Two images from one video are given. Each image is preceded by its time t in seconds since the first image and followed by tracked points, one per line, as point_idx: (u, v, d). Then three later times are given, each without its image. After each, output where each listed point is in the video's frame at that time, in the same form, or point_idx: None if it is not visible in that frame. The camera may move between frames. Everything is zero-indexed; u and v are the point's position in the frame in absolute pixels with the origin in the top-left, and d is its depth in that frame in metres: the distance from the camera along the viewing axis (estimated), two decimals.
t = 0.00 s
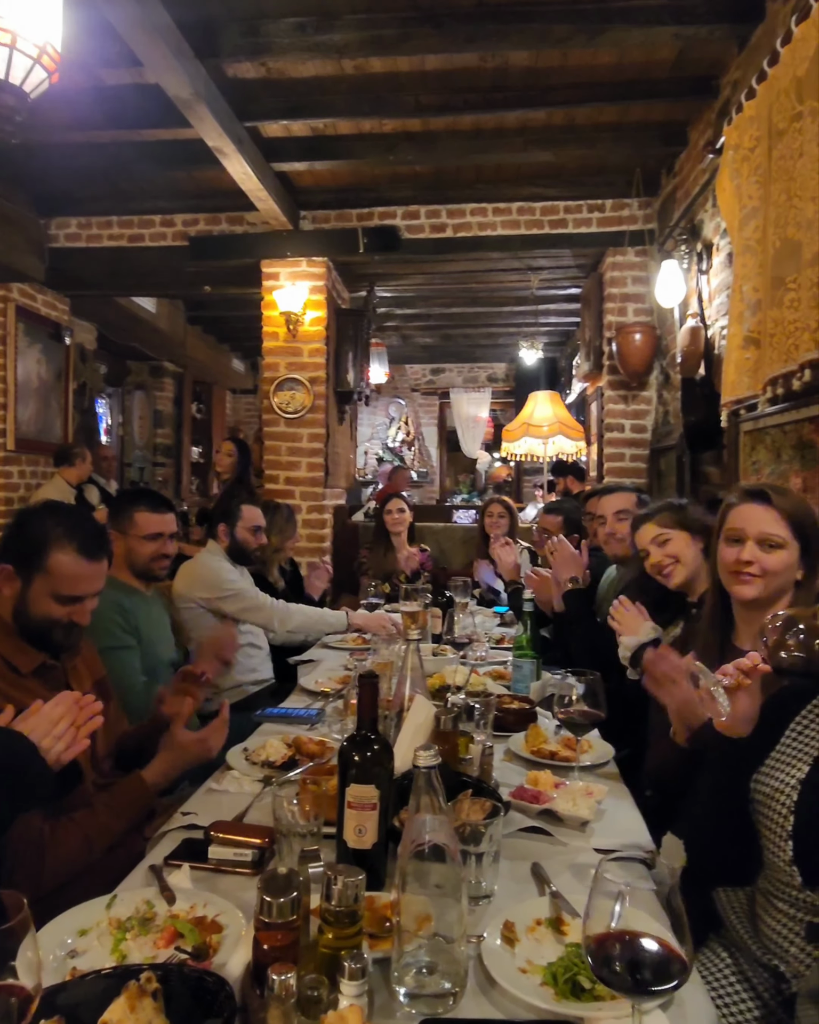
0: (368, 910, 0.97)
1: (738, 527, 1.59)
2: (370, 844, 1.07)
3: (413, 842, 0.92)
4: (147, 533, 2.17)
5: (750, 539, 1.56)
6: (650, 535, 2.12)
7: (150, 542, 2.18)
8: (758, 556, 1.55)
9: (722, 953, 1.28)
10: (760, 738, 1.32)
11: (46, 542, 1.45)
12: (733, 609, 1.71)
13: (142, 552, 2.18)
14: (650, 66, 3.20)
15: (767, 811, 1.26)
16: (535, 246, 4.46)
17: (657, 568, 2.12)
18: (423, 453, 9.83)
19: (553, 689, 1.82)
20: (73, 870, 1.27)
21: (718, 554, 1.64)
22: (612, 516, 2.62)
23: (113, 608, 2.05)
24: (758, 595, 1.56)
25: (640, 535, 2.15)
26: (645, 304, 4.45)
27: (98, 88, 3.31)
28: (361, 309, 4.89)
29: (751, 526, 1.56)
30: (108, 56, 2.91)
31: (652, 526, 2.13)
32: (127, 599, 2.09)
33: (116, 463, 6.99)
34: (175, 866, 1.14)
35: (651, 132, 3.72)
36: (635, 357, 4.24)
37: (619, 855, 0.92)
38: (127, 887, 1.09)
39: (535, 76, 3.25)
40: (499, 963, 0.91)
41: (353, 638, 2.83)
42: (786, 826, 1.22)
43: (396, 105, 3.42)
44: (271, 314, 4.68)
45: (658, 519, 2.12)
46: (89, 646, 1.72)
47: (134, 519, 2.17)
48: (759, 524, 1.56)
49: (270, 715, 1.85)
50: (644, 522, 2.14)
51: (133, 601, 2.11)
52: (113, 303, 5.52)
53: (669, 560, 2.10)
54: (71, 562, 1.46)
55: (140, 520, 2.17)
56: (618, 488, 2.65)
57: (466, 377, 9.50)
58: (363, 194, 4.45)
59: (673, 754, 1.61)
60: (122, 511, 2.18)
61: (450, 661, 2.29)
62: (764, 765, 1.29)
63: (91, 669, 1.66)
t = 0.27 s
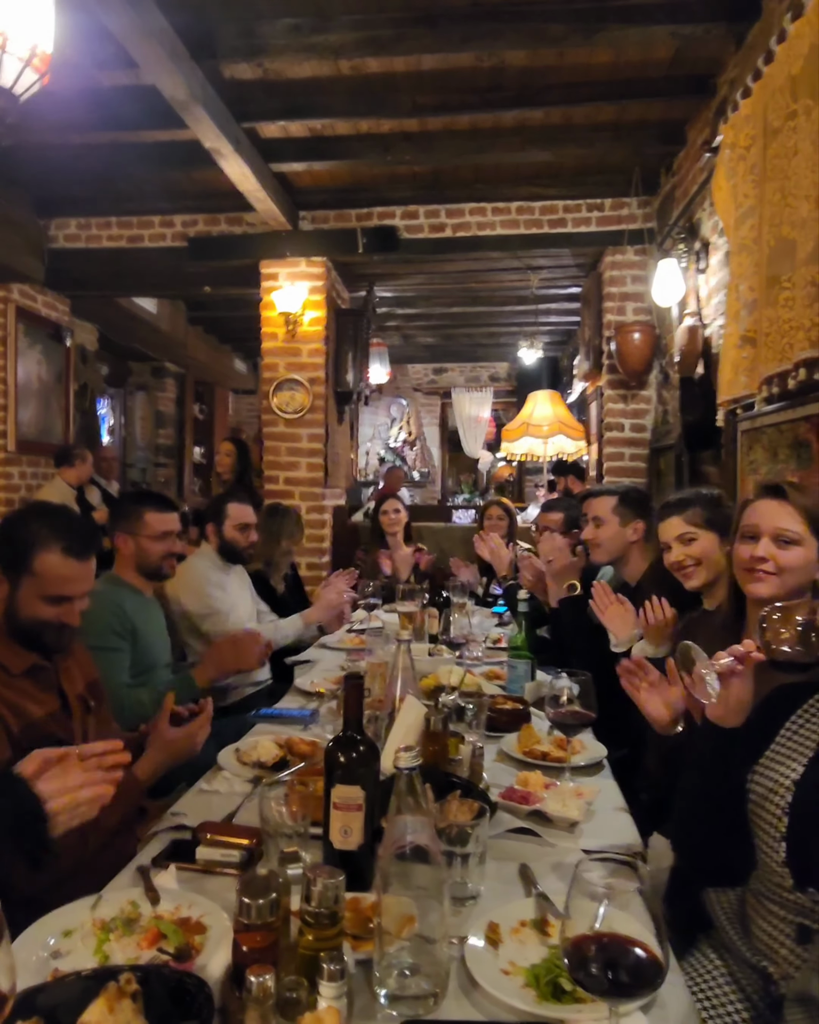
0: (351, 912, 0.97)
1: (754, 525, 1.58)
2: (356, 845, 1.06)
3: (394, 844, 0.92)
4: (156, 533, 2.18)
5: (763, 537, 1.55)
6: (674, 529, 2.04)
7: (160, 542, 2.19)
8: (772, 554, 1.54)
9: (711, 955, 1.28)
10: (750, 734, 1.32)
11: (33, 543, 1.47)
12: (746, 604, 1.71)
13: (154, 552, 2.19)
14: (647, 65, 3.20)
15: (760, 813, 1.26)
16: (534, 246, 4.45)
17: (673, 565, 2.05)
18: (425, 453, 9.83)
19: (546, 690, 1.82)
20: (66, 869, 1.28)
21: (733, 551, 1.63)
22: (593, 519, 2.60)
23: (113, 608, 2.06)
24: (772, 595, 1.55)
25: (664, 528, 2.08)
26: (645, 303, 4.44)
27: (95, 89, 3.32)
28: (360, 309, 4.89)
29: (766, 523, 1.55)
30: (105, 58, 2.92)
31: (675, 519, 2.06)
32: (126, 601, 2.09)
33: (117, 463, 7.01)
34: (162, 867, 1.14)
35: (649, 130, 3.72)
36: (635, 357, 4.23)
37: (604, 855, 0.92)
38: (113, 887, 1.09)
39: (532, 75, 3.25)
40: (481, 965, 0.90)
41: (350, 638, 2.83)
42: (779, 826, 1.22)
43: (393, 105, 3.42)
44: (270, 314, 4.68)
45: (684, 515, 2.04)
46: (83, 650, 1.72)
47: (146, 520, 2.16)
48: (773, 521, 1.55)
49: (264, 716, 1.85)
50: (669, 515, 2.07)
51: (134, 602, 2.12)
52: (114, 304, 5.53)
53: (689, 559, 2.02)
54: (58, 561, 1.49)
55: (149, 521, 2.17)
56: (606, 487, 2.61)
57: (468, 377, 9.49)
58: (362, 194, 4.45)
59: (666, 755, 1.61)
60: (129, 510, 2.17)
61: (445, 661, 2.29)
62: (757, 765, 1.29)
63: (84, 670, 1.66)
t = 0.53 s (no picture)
0: (357, 909, 0.98)
1: (778, 526, 1.58)
2: (360, 843, 1.07)
3: (398, 842, 0.93)
4: (159, 533, 2.19)
5: (788, 539, 1.55)
6: (708, 532, 1.99)
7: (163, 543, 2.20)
8: (795, 556, 1.54)
9: (716, 954, 1.28)
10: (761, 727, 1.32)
11: (37, 544, 1.49)
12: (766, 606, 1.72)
13: (157, 554, 2.20)
14: (651, 64, 3.19)
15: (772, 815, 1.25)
16: (538, 245, 4.45)
17: (701, 566, 2.00)
18: (428, 452, 9.84)
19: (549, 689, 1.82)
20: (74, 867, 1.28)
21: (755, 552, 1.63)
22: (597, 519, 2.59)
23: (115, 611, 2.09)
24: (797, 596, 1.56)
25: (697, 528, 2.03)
26: (648, 303, 4.44)
27: (100, 89, 3.32)
28: (364, 309, 4.89)
29: (790, 525, 1.55)
30: (109, 58, 2.93)
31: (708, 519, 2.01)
32: (127, 602, 2.11)
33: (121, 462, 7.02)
34: (168, 864, 1.15)
35: (652, 130, 3.71)
36: (638, 356, 4.23)
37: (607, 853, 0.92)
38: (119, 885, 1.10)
39: (536, 74, 3.24)
40: (485, 962, 0.91)
41: (353, 638, 2.84)
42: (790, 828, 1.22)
43: (397, 105, 3.42)
44: (274, 314, 4.69)
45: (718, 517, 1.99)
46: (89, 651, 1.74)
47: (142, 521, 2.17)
48: (798, 523, 1.54)
49: (269, 715, 1.86)
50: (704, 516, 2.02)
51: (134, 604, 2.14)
52: (118, 304, 5.54)
53: (720, 563, 1.98)
54: (60, 563, 1.50)
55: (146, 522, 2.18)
56: (610, 486, 2.61)
57: (471, 376, 9.49)
58: (365, 194, 4.45)
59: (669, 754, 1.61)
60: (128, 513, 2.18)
61: (449, 661, 2.29)
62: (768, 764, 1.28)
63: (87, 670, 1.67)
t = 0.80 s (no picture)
0: (369, 907, 0.97)
1: (798, 525, 1.56)
2: (372, 841, 1.07)
3: (411, 841, 0.92)
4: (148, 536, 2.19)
5: (809, 538, 1.53)
6: (723, 527, 1.96)
7: (156, 544, 2.21)
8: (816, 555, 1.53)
9: (730, 955, 1.27)
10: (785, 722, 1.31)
11: (67, 529, 1.49)
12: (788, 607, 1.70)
13: (149, 555, 2.20)
14: (661, 60, 3.18)
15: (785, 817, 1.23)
16: (545, 242, 4.44)
17: (718, 561, 1.97)
18: (434, 450, 9.83)
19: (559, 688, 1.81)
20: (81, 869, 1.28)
21: (775, 550, 1.62)
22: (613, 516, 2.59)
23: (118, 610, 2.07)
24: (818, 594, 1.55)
25: (714, 523, 2.00)
26: (656, 300, 4.42)
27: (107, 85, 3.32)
28: (371, 306, 4.88)
29: (812, 524, 1.54)
30: (117, 54, 2.93)
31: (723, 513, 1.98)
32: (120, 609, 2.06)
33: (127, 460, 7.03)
34: (178, 862, 1.14)
35: (662, 125, 3.69)
36: (646, 353, 4.21)
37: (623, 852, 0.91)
38: (130, 882, 1.09)
39: (545, 69, 3.23)
40: (500, 962, 0.90)
41: (361, 635, 2.83)
42: (801, 831, 1.20)
43: (405, 101, 3.41)
44: (281, 311, 4.69)
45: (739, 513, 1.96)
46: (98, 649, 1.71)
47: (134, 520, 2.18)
48: None
49: (277, 711, 1.85)
50: (722, 512, 1.98)
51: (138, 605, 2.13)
52: (125, 301, 5.54)
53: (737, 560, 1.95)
54: (93, 546, 1.51)
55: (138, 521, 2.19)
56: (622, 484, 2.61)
57: (477, 374, 9.48)
58: (373, 190, 4.44)
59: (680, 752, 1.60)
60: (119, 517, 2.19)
61: (457, 659, 2.29)
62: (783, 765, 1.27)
63: (98, 667, 1.65)
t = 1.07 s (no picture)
0: (375, 906, 0.97)
1: (789, 523, 1.56)
2: (379, 839, 1.06)
3: (418, 839, 0.92)
4: (148, 537, 2.20)
5: (799, 536, 1.52)
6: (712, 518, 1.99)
7: (154, 548, 2.21)
8: (803, 556, 1.52)
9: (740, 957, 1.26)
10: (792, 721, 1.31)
11: (87, 518, 1.53)
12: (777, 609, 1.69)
13: (147, 557, 2.20)
14: (669, 55, 3.16)
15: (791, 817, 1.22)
16: (552, 240, 4.42)
17: (705, 552, 2.00)
18: (441, 449, 9.82)
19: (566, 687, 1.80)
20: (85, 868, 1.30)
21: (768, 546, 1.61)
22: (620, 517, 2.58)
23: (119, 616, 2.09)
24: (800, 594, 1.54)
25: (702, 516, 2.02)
26: (664, 297, 4.40)
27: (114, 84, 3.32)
28: (377, 304, 4.87)
29: (803, 524, 1.52)
30: (123, 52, 2.93)
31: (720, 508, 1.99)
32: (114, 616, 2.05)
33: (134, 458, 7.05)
34: (184, 859, 1.14)
35: (670, 121, 3.67)
36: (654, 350, 4.18)
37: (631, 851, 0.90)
38: (135, 880, 1.09)
39: (552, 66, 3.21)
40: (506, 961, 0.90)
41: (368, 633, 2.83)
42: (807, 830, 1.19)
43: (411, 98, 3.39)
44: (287, 309, 4.69)
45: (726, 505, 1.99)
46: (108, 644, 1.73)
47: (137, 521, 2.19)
48: (809, 524, 1.51)
49: (284, 709, 1.84)
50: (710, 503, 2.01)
51: (139, 609, 2.13)
52: (133, 300, 5.56)
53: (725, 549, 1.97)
54: (110, 533, 1.56)
55: (142, 523, 2.20)
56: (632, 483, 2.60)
57: (484, 372, 9.46)
58: (379, 188, 4.43)
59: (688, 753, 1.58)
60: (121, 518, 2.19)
61: (463, 657, 2.28)
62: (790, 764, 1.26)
63: (107, 664, 1.67)
